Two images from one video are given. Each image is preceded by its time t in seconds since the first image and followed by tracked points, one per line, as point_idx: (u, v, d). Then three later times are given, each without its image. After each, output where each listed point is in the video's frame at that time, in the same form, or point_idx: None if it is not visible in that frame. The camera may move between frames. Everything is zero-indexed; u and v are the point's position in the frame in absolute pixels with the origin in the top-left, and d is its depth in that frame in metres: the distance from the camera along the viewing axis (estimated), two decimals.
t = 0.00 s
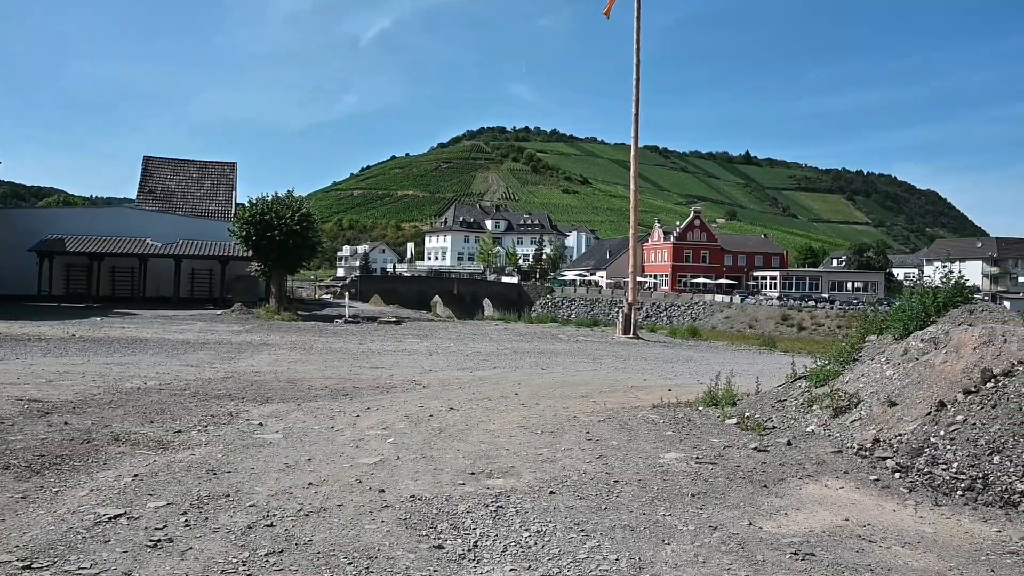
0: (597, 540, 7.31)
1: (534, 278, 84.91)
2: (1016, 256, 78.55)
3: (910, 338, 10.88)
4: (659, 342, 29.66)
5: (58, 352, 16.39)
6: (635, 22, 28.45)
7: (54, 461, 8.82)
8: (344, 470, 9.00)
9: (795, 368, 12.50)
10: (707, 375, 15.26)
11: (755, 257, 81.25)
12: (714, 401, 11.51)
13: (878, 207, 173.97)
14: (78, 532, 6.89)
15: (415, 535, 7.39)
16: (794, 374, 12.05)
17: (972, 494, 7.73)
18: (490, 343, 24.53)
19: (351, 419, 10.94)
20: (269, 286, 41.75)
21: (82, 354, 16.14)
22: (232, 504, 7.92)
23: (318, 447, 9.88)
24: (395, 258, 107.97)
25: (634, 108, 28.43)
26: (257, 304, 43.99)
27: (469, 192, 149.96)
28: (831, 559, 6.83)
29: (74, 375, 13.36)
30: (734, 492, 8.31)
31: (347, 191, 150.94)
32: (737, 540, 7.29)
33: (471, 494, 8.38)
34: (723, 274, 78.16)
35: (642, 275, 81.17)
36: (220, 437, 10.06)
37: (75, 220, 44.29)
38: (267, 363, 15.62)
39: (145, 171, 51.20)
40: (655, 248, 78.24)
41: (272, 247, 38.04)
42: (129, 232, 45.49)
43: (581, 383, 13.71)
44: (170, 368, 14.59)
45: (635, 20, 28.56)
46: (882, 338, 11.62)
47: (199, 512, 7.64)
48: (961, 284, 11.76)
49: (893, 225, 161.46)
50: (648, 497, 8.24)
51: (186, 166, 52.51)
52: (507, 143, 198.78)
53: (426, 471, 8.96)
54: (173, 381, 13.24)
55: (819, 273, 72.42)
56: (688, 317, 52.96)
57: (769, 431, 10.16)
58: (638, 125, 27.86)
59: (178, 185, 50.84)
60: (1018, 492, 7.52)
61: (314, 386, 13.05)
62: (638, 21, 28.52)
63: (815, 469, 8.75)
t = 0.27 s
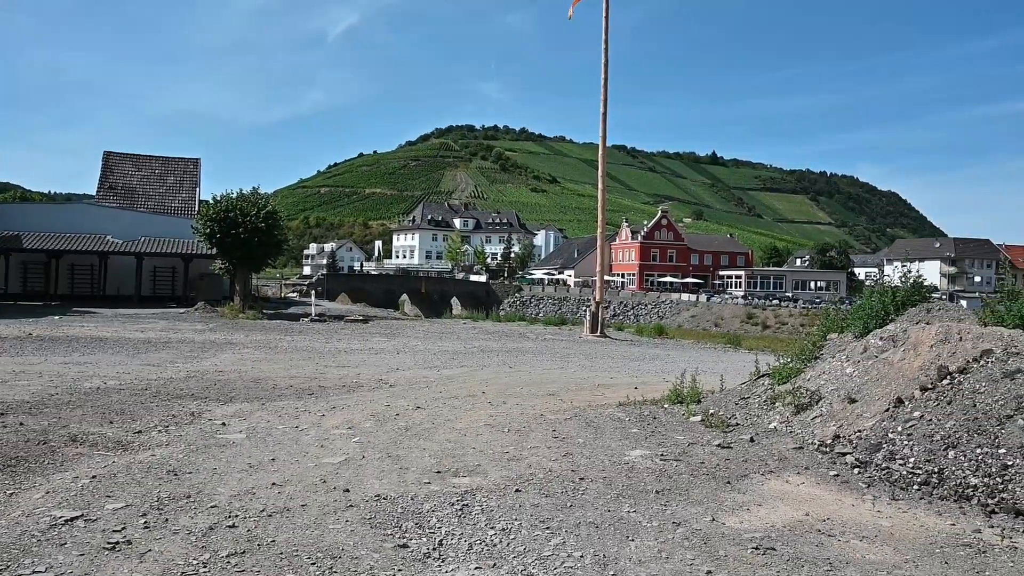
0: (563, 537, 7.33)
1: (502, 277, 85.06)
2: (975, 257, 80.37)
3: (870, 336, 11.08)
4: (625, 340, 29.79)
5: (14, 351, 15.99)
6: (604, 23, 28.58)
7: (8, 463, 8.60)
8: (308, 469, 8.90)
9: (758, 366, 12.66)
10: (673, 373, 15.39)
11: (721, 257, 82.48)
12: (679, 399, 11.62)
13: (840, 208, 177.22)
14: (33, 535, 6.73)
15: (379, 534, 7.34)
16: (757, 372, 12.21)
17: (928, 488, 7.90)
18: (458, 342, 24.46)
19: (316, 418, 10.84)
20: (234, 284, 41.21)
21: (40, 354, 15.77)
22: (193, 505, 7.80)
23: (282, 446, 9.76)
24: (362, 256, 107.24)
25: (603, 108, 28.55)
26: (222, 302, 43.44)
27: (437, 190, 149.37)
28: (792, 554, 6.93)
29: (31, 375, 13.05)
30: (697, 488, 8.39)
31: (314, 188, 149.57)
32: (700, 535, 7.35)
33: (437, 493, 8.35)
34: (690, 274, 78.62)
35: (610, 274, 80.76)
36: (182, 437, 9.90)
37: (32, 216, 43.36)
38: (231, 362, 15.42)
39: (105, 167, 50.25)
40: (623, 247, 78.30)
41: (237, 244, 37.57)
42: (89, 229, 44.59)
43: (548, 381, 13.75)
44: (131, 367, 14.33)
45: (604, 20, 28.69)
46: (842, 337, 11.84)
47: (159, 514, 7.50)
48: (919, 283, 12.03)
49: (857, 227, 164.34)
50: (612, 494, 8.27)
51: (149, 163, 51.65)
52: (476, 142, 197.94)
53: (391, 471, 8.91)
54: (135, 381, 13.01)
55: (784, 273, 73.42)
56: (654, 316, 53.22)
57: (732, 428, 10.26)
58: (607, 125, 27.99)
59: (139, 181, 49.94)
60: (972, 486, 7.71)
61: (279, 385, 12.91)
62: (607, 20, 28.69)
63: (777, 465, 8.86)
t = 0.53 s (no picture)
0: (523, 535, 7.33)
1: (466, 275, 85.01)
2: (929, 256, 82.30)
3: (826, 334, 11.30)
4: (588, 338, 29.93)
5: None
6: (568, 23, 28.71)
7: None
8: (268, 469, 8.78)
9: (718, 364, 12.81)
10: (634, 371, 15.51)
11: (683, 255, 82.94)
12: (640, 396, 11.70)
13: (800, 208, 180.53)
14: None
15: (339, 535, 7.27)
16: (716, 370, 12.36)
17: (882, 483, 8.06)
18: (421, 340, 24.38)
19: (275, 417, 10.70)
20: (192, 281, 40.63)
21: None
22: (149, 507, 7.64)
23: (241, 446, 9.62)
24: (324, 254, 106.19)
25: (568, 107, 28.61)
26: (180, 300, 42.78)
27: (400, 187, 148.35)
28: (749, 549, 7.02)
29: None
30: (658, 484, 8.46)
31: (275, 184, 147.54)
32: (660, 532, 7.41)
33: (398, 492, 8.29)
34: (652, 272, 79.03)
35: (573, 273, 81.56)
36: (137, 437, 9.70)
37: None
38: (188, 361, 15.16)
39: (59, 162, 49.03)
40: (586, 246, 78.63)
41: (196, 242, 36.99)
42: (42, 225, 43.47)
43: (511, 379, 13.76)
44: (85, 366, 14.00)
45: (568, 20, 28.82)
46: (800, 334, 12.02)
47: (112, 516, 7.34)
48: (874, 282, 12.28)
49: (818, 227, 167.33)
50: (574, 492, 8.30)
51: (104, 158, 50.53)
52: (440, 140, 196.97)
53: (351, 470, 8.83)
54: (89, 380, 12.71)
55: (744, 271, 74.45)
56: (617, 314, 53.48)
57: (692, 425, 10.37)
58: (571, 124, 28.09)
59: (94, 176, 48.79)
60: (923, 480, 7.89)
61: (238, 384, 12.73)
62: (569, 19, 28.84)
63: (736, 462, 8.97)
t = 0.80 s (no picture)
0: (489, 534, 7.32)
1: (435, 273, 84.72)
2: (890, 255, 83.76)
3: (790, 332, 11.46)
4: (555, 337, 29.99)
5: None
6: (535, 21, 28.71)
7: None
8: (231, 469, 8.67)
9: (684, 362, 12.92)
10: (601, 369, 15.58)
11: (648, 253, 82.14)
12: (606, 394, 11.76)
13: (765, 208, 183.00)
14: None
15: (303, 535, 7.20)
16: (682, 368, 12.46)
17: (843, 478, 8.18)
18: (388, 339, 24.24)
19: (239, 417, 10.56)
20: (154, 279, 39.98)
21: None
22: (108, 509, 7.49)
23: (204, 447, 9.49)
24: (290, 252, 104.94)
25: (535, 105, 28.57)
26: (142, 299, 42.12)
27: (367, 185, 147.21)
28: (713, 545, 7.08)
29: None
30: (623, 482, 8.50)
31: (240, 181, 145.49)
32: (625, 528, 7.45)
33: (363, 491, 8.24)
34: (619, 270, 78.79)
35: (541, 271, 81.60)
36: (96, 438, 9.52)
37: None
38: (149, 360, 14.89)
39: (16, 157, 47.83)
40: (554, 244, 78.73)
41: (159, 239, 36.33)
42: None
43: (478, 377, 13.75)
44: (43, 366, 13.68)
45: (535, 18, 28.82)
46: (764, 332, 12.18)
47: (70, 519, 7.18)
48: (836, 280, 12.49)
49: (783, 227, 169.62)
50: (540, 489, 8.31)
51: (63, 154, 49.45)
52: (407, 137, 195.65)
53: (316, 469, 8.75)
54: (47, 381, 12.42)
55: (710, 270, 74.71)
56: (584, 312, 53.56)
57: (658, 422, 10.44)
58: (538, 122, 28.07)
59: (52, 171, 47.68)
60: (883, 475, 8.03)
61: (201, 384, 12.55)
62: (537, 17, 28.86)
63: (700, 458, 9.05)
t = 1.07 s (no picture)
0: (463, 532, 7.31)
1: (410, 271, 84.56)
2: (860, 255, 84.80)
3: (761, 330, 11.58)
4: (531, 335, 30.05)
5: None
6: (511, 20, 28.73)
7: None
8: (202, 469, 8.58)
9: (657, 360, 13.01)
10: (576, 367, 15.64)
11: (624, 252, 82.24)
12: (581, 392, 11.80)
13: (738, 207, 184.86)
14: None
15: (275, 534, 7.13)
16: (656, 365, 12.54)
17: (813, 474, 8.28)
18: (363, 337, 24.14)
19: (210, 417, 10.44)
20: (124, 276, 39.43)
21: None
22: (76, 510, 7.36)
23: (174, 446, 9.38)
24: (263, 249, 103.88)
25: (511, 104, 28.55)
26: (111, 297, 41.60)
27: (342, 183, 146.33)
28: (685, 541, 7.13)
29: None
30: (597, 479, 8.53)
31: (212, 178, 143.72)
32: (599, 525, 7.48)
33: (336, 490, 8.18)
34: (594, 269, 79.08)
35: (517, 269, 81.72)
36: (63, 438, 9.36)
37: None
38: (119, 359, 14.67)
39: None
40: (530, 242, 78.79)
41: (130, 236, 35.83)
42: None
43: (453, 376, 13.73)
44: (9, 366, 13.42)
45: (511, 17, 28.84)
46: (736, 330, 12.30)
47: (36, 521, 7.05)
48: (807, 278, 12.63)
49: (757, 226, 171.24)
50: (514, 487, 8.32)
51: (29, 149, 48.46)
52: (382, 135, 194.54)
53: (289, 469, 8.68)
54: (12, 380, 12.18)
55: (683, 269, 75.59)
56: (559, 310, 53.69)
57: (632, 420, 10.50)
58: (514, 121, 28.08)
59: (18, 166, 46.65)
60: (852, 471, 8.15)
61: (172, 383, 12.39)
62: (513, 15, 28.88)
63: (673, 456, 9.11)
